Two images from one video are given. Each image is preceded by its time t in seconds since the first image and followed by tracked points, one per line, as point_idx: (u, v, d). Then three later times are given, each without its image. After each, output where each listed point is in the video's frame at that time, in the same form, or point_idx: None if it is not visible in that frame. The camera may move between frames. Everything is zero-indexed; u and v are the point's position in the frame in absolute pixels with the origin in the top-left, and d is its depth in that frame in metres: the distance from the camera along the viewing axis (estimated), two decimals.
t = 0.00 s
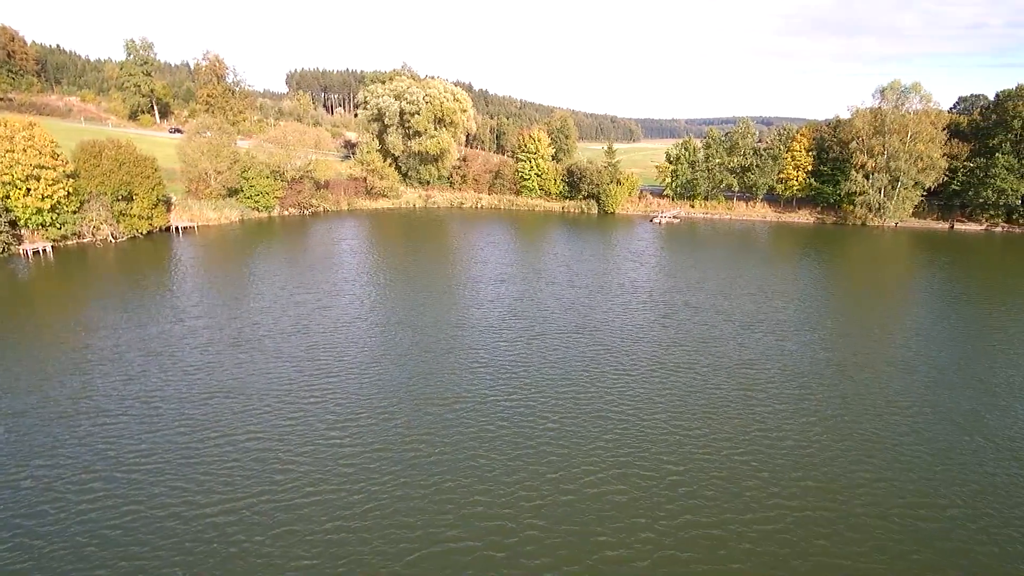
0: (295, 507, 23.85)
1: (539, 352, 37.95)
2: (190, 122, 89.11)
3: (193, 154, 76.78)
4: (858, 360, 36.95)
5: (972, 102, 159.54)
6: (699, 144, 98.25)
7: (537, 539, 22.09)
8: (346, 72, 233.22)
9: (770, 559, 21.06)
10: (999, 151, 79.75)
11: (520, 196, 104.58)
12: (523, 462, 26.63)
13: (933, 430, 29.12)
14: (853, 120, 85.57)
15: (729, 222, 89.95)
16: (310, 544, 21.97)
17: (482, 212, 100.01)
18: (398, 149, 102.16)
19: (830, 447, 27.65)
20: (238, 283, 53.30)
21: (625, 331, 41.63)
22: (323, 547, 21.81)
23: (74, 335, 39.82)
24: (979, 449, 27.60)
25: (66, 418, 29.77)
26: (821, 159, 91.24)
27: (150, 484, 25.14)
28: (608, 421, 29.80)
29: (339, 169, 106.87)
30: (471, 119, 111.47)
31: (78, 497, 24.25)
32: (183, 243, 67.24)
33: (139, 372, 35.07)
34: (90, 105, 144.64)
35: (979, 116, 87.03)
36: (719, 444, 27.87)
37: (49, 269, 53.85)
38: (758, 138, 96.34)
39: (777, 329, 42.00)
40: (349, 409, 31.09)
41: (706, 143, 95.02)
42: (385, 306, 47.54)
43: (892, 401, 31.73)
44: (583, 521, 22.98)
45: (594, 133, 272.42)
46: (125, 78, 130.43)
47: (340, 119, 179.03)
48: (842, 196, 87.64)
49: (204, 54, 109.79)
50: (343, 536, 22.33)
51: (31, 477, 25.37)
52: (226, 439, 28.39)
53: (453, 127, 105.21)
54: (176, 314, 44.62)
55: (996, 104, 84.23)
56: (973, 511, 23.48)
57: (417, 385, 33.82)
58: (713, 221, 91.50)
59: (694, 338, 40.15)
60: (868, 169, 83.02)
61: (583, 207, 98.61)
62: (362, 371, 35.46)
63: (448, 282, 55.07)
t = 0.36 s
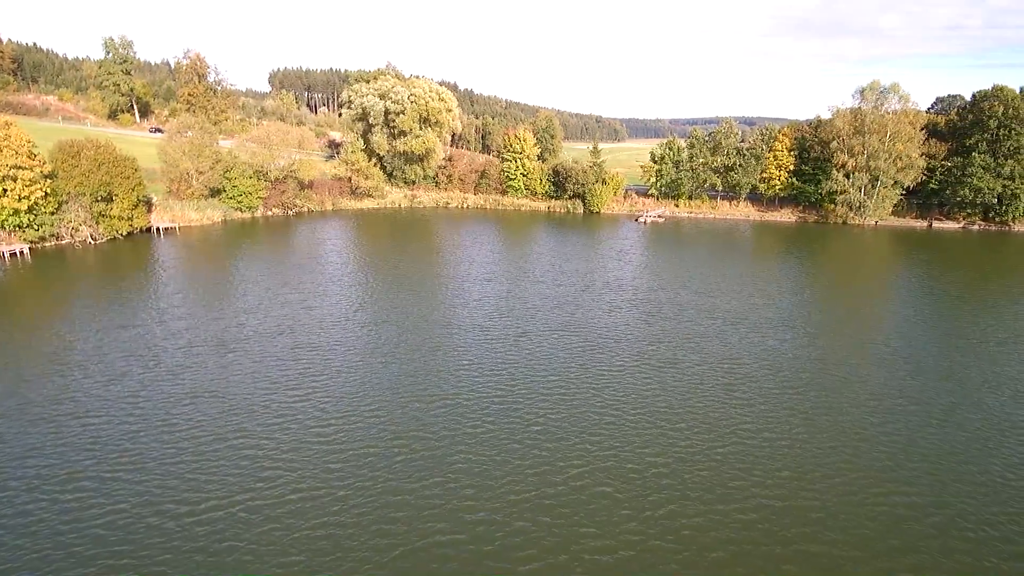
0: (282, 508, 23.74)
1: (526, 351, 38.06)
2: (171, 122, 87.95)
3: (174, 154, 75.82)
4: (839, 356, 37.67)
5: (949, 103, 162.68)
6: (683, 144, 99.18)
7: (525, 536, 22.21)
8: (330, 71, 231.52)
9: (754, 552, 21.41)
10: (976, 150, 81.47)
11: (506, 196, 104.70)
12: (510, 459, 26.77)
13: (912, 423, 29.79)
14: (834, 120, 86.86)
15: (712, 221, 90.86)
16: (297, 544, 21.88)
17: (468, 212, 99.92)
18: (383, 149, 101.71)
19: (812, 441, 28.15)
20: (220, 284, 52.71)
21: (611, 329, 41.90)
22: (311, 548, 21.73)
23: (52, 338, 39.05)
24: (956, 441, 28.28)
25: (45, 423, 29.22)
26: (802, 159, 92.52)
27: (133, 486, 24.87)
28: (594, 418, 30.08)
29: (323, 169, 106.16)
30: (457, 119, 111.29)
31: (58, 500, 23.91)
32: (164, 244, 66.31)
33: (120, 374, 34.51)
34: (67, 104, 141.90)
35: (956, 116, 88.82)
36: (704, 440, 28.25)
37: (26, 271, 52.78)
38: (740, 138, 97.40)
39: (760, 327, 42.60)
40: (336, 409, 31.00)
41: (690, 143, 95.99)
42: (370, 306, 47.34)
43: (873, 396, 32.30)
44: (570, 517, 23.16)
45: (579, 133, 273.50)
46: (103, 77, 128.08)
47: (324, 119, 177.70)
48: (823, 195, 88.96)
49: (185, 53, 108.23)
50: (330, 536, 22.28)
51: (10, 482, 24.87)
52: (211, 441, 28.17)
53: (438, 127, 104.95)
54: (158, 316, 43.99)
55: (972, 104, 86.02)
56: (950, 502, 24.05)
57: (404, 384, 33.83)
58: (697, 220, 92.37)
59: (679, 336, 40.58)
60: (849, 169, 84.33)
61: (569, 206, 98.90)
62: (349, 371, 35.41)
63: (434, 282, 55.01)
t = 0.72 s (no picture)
0: (268, 507, 23.71)
1: (512, 350, 38.26)
2: (152, 121, 86.75)
3: (155, 154, 74.88)
4: (820, 352, 38.37)
5: (926, 104, 165.90)
6: (667, 144, 100.09)
7: (512, 531, 22.39)
8: (313, 71, 229.64)
9: (737, 543, 21.81)
10: (953, 150, 83.17)
11: (492, 196, 104.82)
12: (497, 456, 26.95)
13: (891, 416, 30.47)
14: (815, 119, 88.08)
15: (697, 220, 91.76)
16: (284, 544, 21.85)
17: (454, 212, 99.87)
18: (368, 148, 101.25)
19: (793, 435, 28.67)
20: (203, 285, 52.18)
21: (596, 328, 42.26)
22: (298, 547, 21.72)
23: (30, 341, 38.34)
24: (933, 433, 29.00)
25: (26, 426, 28.76)
26: (784, 158, 93.79)
27: (116, 488, 24.63)
28: (581, 415, 30.37)
29: (308, 169, 105.38)
30: (442, 119, 111.08)
31: (40, 503, 23.61)
32: (145, 246, 65.40)
33: (101, 377, 34.04)
34: (44, 104, 139.18)
35: (934, 117, 90.60)
36: (688, 435, 28.66)
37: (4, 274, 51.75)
38: (724, 137, 98.41)
39: (742, 324, 43.23)
40: (322, 409, 30.95)
41: (674, 143, 96.95)
42: (356, 306, 47.23)
43: (853, 391, 32.97)
44: (557, 512, 23.41)
45: (564, 133, 274.48)
46: (81, 76, 125.73)
47: (308, 119, 176.20)
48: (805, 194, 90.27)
49: (166, 51, 106.65)
50: (318, 535, 22.29)
51: None
52: (195, 442, 27.96)
53: (423, 126, 104.69)
54: (140, 318, 43.43)
55: (950, 105, 87.79)
56: (927, 492, 24.67)
57: (391, 384, 33.82)
58: (682, 219, 93.22)
59: (663, 334, 41.03)
60: (829, 168, 85.62)
61: (555, 206, 99.17)
62: (335, 372, 35.29)
63: (420, 282, 55.01)
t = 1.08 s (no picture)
0: (255, 505, 23.76)
1: (498, 349, 38.49)
2: (131, 120, 85.51)
3: (135, 154, 73.87)
4: (802, 348, 39.07)
5: (904, 105, 168.96)
6: (651, 143, 100.93)
7: (499, 528, 22.54)
8: (297, 70, 227.57)
9: (720, 535, 22.17)
10: (931, 149, 84.89)
11: (477, 196, 104.90)
12: (484, 454, 27.12)
13: (870, 410, 31.14)
14: (796, 120, 89.41)
15: (681, 220, 92.61)
16: (270, 544, 21.79)
17: (440, 212, 99.77)
18: (352, 148, 100.73)
19: (775, 430, 29.18)
20: (185, 287, 51.65)
21: (581, 326, 42.62)
22: (285, 547, 21.68)
23: (8, 344, 37.72)
24: (910, 426, 29.69)
25: (6, 428, 28.41)
26: (766, 158, 95.05)
27: (98, 491, 24.36)
28: (567, 412, 30.63)
29: (292, 169, 104.60)
30: (427, 119, 110.88)
31: (22, 505, 23.42)
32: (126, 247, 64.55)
33: (82, 379, 33.65)
34: (20, 103, 136.27)
35: (912, 117, 92.41)
36: (673, 430, 29.06)
37: None
38: (707, 138, 99.41)
39: (725, 322, 43.90)
40: (308, 409, 30.87)
41: (658, 143, 97.80)
42: (341, 307, 47.13)
43: (833, 385, 33.72)
44: (544, 507, 23.62)
45: (549, 133, 274.84)
46: (58, 75, 123.28)
47: (291, 118, 174.61)
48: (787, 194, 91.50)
49: (145, 50, 105.01)
50: (305, 534, 22.27)
51: None
52: (180, 444, 27.77)
53: (408, 126, 104.36)
54: (121, 320, 42.92)
55: (927, 105, 89.60)
56: (905, 484, 25.27)
57: (378, 383, 33.84)
58: (666, 218, 94.06)
59: (649, 332, 41.47)
60: (811, 168, 86.94)
61: (541, 206, 99.48)
62: (321, 372, 35.23)
63: (405, 282, 54.99)
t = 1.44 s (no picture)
0: (241, 506, 23.61)
1: (484, 347, 38.60)
2: (110, 119, 84.12)
3: (114, 154, 72.70)
4: (783, 345, 39.73)
5: (882, 104, 171.89)
6: (636, 143, 101.67)
7: (485, 526, 22.64)
8: (280, 69, 225.62)
9: (704, 529, 22.49)
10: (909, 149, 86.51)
11: (463, 196, 104.81)
12: (470, 452, 27.17)
13: (850, 405, 31.72)
14: (778, 119, 90.62)
15: (666, 219, 93.39)
16: (254, 546, 21.64)
17: (425, 212, 99.56)
18: (336, 148, 100.12)
19: (755, 424, 29.67)
20: (167, 288, 50.99)
21: (566, 325, 42.88)
22: (269, 548, 21.54)
23: None
24: (889, 420, 30.33)
25: None
26: (749, 158, 96.19)
27: (78, 495, 24.02)
28: (552, 410, 30.85)
29: (275, 169, 103.75)
30: (412, 118, 110.56)
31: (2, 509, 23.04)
32: (106, 248, 63.57)
33: (62, 382, 33.10)
34: None
35: (890, 117, 94.11)
36: (656, 427, 29.37)
37: None
38: (690, 137, 100.35)
39: (708, 319, 44.45)
40: (293, 409, 30.69)
41: (642, 143, 98.55)
42: (326, 307, 46.92)
43: (814, 381, 34.33)
44: (528, 505, 23.74)
45: (534, 133, 275.58)
46: (35, 73, 120.95)
47: (274, 118, 173.09)
48: (769, 193, 92.67)
49: (124, 48, 103.34)
50: (290, 535, 22.18)
51: None
52: (162, 446, 27.42)
53: (393, 126, 103.98)
54: (101, 322, 42.26)
55: (905, 105, 91.32)
56: (883, 477, 25.78)
57: (364, 383, 33.77)
58: (650, 217, 94.84)
59: (633, 330, 41.83)
60: (792, 167, 88.14)
61: (526, 205, 99.70)
62: (306, 372, 35.07)
63: (391, 281, 54.87)
